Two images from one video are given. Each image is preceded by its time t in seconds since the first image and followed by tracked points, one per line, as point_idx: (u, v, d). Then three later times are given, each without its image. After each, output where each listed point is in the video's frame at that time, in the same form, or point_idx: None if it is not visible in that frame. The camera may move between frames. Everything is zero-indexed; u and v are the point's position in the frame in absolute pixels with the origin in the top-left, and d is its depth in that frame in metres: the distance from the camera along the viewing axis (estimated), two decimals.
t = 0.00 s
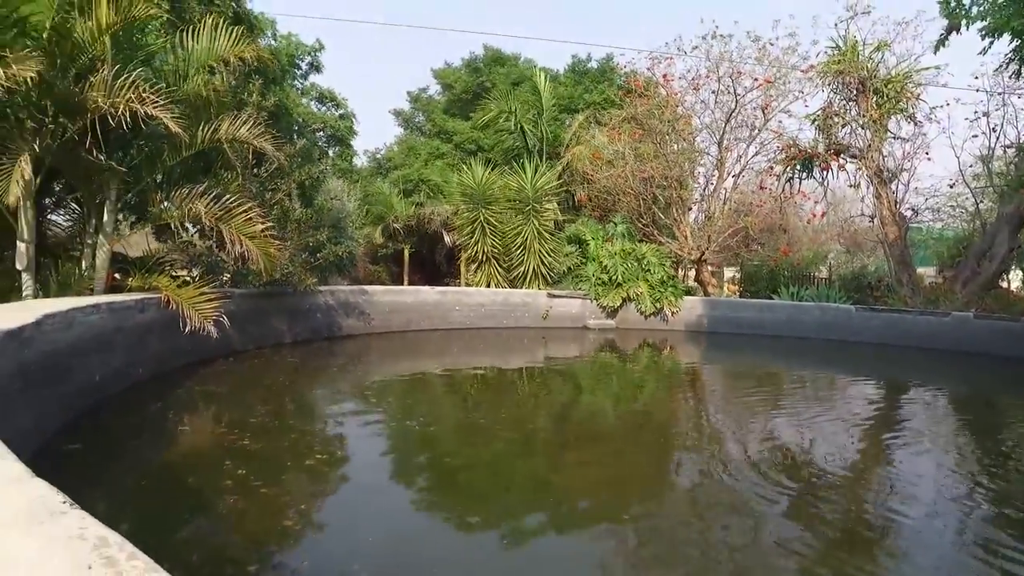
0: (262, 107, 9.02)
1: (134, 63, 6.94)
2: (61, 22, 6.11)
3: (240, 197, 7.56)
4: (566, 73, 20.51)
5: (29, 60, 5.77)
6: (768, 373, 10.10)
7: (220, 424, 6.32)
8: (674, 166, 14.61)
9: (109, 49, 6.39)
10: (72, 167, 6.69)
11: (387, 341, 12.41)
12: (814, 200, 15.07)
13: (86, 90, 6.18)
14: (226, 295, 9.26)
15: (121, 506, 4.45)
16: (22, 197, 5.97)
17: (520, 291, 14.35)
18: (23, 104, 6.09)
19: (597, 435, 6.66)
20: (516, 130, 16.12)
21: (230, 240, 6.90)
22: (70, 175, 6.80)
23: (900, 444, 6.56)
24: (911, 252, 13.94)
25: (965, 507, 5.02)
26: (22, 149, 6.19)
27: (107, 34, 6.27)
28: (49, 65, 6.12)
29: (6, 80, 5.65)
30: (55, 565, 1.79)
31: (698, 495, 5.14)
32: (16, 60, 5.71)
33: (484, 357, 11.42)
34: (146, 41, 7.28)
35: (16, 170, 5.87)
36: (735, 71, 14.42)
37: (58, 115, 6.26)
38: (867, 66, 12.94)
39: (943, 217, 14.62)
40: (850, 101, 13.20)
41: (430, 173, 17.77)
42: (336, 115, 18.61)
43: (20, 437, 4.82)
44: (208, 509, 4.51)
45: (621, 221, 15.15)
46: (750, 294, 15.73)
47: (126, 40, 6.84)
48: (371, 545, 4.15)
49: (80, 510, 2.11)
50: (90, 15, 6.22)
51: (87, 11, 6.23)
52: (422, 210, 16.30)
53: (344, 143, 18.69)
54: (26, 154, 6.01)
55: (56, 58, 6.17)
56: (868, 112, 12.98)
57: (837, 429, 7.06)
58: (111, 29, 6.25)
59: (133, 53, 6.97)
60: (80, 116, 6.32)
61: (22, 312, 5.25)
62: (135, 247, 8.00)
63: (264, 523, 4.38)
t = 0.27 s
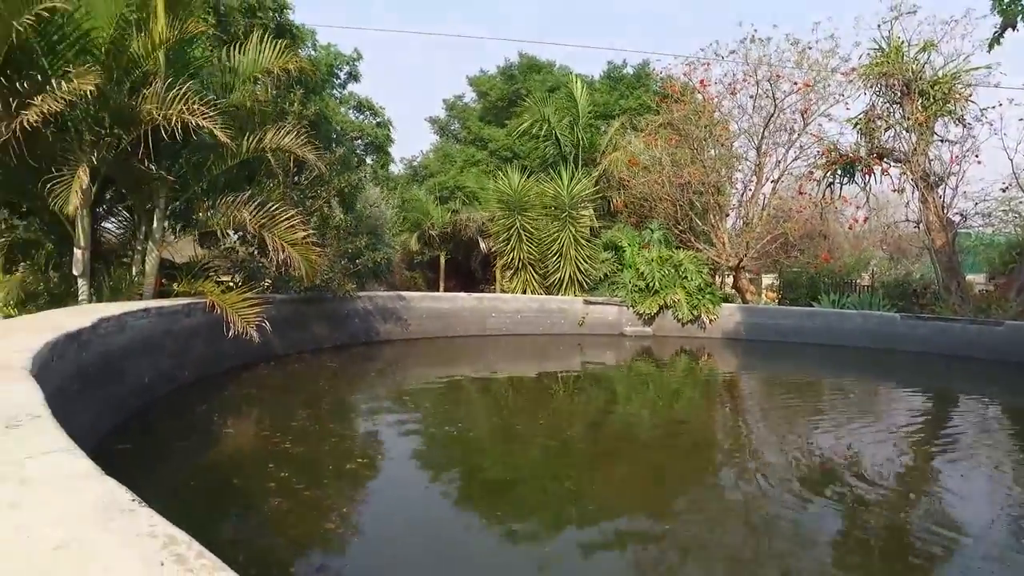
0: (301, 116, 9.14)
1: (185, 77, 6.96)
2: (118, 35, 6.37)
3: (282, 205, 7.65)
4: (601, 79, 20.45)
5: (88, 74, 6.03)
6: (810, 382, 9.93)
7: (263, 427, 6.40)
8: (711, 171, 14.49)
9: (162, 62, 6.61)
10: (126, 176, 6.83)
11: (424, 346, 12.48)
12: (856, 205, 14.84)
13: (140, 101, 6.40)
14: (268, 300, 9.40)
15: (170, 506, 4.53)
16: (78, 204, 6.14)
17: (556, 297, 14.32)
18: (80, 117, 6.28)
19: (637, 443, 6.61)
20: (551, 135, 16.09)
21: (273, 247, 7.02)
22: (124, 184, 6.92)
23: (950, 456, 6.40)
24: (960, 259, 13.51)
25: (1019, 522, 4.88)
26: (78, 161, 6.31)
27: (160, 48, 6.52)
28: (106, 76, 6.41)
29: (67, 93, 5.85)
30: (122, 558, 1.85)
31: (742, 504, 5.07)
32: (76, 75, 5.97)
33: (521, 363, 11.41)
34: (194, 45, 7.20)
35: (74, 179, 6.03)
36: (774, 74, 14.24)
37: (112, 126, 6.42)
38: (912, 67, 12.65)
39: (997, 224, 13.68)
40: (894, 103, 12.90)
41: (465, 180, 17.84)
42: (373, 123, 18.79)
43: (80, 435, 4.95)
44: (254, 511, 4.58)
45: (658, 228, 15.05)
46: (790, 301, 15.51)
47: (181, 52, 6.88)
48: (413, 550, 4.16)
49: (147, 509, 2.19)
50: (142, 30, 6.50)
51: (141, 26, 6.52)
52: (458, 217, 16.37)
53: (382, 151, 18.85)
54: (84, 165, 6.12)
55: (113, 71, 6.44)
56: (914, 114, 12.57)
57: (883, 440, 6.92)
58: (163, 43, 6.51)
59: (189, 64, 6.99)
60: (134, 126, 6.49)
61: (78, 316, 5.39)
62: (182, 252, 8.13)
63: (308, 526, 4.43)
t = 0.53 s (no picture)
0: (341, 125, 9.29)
1: (238, 87, 7.17)
2: (172, 50, 6.62)
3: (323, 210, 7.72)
4: (637, 84, 20.36)
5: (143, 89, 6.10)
6: (851, 391, 9.75)
7: (304, 430, 6.48)
8: (748, 176, 14.35)
9: (214, 73, 6.86)
10: (175, 184, 7.02)
11: (461, 352, 12.53)
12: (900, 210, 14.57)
13: (189, 111, 6.60)
14: (309, 304, 9.55)
15: (216, 507, 4.61)
16: (132, 214, 6.30)
17: (592, 303, 14.27)
18: (133, 129, 6.38)
19: (676, 451, 6.56)
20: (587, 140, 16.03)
21: (314, 253, 7.13)
22: (174, 192, 7.10)
23: (999, 469, 6.23)
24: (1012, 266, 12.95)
25: None
26: (133, 171, 6.41)
27: (215, 58, 6.79)
28: (162, 88, 6.58)
29: (123, 106, 5.97)
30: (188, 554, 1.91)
31: (783, 514, 5.00)
32: (132, 89, 6.06)
33: (557, 369, 11.39)
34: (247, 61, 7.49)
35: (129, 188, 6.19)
36: (814, 77, 14.06)
37: (164, 137, 6.61)
38: (961, 66, 12.01)
39: None
40: (941, 104, 12.35)
41: (501, 187, 17.89)
42: (409, 130, 18.96)
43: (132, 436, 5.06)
44: (296, 513, 4.64)
45: (695, 233, 14.92)
46: (830, 307, 15.41)
47: (229, 66, 7.10)
48: (452, 556, 4.17)
49: (210, 509, 2.22)
50: (198, 45, 6.79)
51: (195, 44, 6.81)
52: (494, 223, 16.42)
53: (419, 158, 18.96)
54: (137, 176, 6.28)
55: (171, 82, 6.66)
56: (963, 115, 12.04)
57: (928, 451, 6.76)
58: (219, 53, 6.78)
59: (238, 77, 7.19)
60: (184, 136, 6.67)
61: (132, 321, 5.51)
62: (226, 258, 8.29)
63: (348, 529, 4.47)
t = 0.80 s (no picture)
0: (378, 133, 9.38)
1: (279, 98, 7.22)
2: (216, 63, 6.67)
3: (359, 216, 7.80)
4: (671, 88, 20.25)
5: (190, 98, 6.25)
6: (892, 399, 9.57)
7: (341, 433, 6.55)
8: (785, 180, 14.18)
9: (256, 84, 6.88)
10: (217, 192, 7.12)
11: (495, 356, 12.54)
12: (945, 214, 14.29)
13: (232, 122, 6.66)
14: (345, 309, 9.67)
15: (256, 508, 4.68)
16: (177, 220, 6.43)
17: (626, 308, 14.19)
18: (179, 141, 6.49)
19: (713, 459, 6.49)
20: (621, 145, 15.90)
21: (351, 258, 7.19)
22: (215, 198, 7.21)
23: None
24: None
25: None
26: (180, 179, 6.50)
27: (257, 70, 6.83)
28: (207, 99, 6.62)
29: (173, 118, 6.07)
30: (244, 553, 1.94)
31: (824, 525, 4.92)
32: (179, 97, 6.21)
33: (590, 374, 11.34)
34: (286, 70, 7.52)
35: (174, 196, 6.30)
36: (854, 78, 13.86)
37: (209, 147, 6.67)
38: (1010, 64, 11.57)
39: None
40: (989, 104, 11.99)
41: (534, 192, 17.89)
42: (443, 136, 19.06)
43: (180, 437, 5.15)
44: (335, 515, 4.68)
45: (730, 238, 14.76)
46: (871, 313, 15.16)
47: (277, 74, 7.22)
48: (489, 561, 4.17)
49: (265, 511, 2.25)
50: (241, 58, 6.84)
51: (238, 56, 6.85)
52: (527, 228, 16.43)
53: (452, 164, 19.03)
54: (181, 184, 6.37)
55: (214, 93, 6.68)
56: (1013, 114, 11.59)
57: (973, 462, 6.62)
58: (261, 64, 6.82)
59: (280, 88, 7.28)
60: (228, 145, 6.73)
61: (177, 325, 5.58)
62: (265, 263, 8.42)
63: (386, 532, 4.50)
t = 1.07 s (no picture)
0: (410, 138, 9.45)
1: (312, 104, 7.31)
2: (252, 70, 6.76)
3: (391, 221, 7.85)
4: (700, 91, 20.13)
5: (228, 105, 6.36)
6: (930, 408, 9.40)
7: (375, 436, 6.60)
8: (819, 183, 14.02)
9: (291, 90, 7.02)
10: (253, 197, 7.25)
11: (525, 361, 12.55)
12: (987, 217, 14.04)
13: (269, 129, 6.73)
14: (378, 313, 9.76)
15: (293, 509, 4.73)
16: (214, 225, 6.53)
17: (656, 313, 14.09)
18: (217, 149, 6.59)
19: (749, 466, 6.42)
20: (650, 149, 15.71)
21: (385, 263, 7.26)
22: (250, 204, 7.32)
23: None
24: None
25: None
26: (218, 185, 6.60)
27: (292, 75, 6.96)
28: (244, 105, 6.73)
29: (212, 124, 6.16)
30: (297, 552, 1.97)
31: (863, 535, 4.85)
32: (219, 104, 6.31)
33: (620, 379, 11.30)
34: (318, 77, 7.64)
35: (211, 203, 6.37)
36: (891, 79, 13.66)
37: (244, 153, 6.79)
38: None
39: None
40: None
41: (563, 196, 17.88)
42: (473, 141, 19.14)
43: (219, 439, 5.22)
44: (370, 517, 4.72)
45: (763, 242, 14.59)
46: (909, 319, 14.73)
47: (313, 81, 7.43)
48: (524, 565, 4.17)
49: (316, 511, 2.27)
50: (276, 62, 6.98)
51: (272, 59, 7.03)
52: (557, 232, 16.42)
53: (482, 169, 19.07)
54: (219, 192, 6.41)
55: (250, 99, 6.78)
56: None
57: (1015, 472, 6.49)
58: (296, 69, 6.93)
59: (314, 95, 7.40)
60: (264, 151, 6.83)
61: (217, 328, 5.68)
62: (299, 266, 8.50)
63: (422, 535, 4.53)
